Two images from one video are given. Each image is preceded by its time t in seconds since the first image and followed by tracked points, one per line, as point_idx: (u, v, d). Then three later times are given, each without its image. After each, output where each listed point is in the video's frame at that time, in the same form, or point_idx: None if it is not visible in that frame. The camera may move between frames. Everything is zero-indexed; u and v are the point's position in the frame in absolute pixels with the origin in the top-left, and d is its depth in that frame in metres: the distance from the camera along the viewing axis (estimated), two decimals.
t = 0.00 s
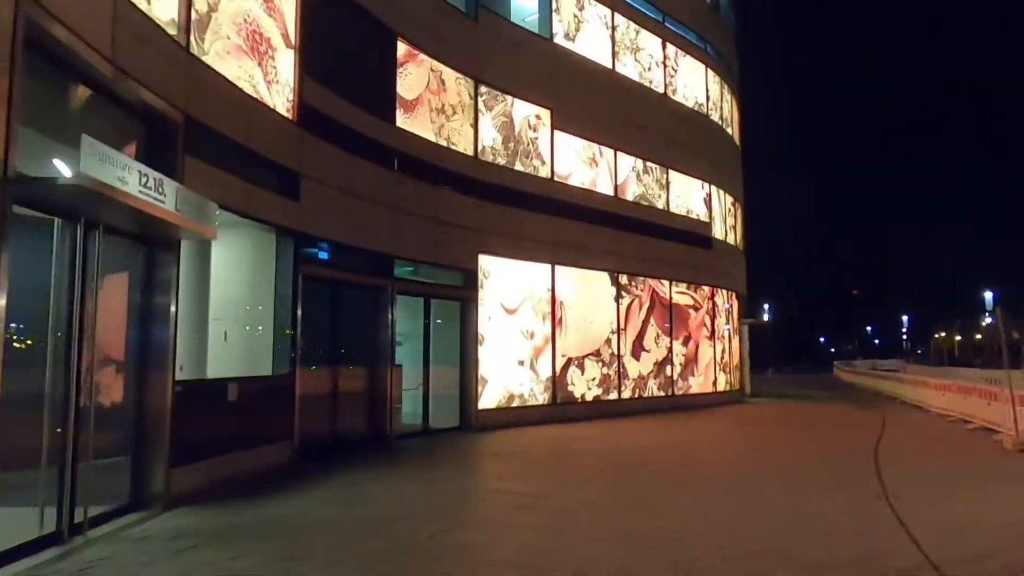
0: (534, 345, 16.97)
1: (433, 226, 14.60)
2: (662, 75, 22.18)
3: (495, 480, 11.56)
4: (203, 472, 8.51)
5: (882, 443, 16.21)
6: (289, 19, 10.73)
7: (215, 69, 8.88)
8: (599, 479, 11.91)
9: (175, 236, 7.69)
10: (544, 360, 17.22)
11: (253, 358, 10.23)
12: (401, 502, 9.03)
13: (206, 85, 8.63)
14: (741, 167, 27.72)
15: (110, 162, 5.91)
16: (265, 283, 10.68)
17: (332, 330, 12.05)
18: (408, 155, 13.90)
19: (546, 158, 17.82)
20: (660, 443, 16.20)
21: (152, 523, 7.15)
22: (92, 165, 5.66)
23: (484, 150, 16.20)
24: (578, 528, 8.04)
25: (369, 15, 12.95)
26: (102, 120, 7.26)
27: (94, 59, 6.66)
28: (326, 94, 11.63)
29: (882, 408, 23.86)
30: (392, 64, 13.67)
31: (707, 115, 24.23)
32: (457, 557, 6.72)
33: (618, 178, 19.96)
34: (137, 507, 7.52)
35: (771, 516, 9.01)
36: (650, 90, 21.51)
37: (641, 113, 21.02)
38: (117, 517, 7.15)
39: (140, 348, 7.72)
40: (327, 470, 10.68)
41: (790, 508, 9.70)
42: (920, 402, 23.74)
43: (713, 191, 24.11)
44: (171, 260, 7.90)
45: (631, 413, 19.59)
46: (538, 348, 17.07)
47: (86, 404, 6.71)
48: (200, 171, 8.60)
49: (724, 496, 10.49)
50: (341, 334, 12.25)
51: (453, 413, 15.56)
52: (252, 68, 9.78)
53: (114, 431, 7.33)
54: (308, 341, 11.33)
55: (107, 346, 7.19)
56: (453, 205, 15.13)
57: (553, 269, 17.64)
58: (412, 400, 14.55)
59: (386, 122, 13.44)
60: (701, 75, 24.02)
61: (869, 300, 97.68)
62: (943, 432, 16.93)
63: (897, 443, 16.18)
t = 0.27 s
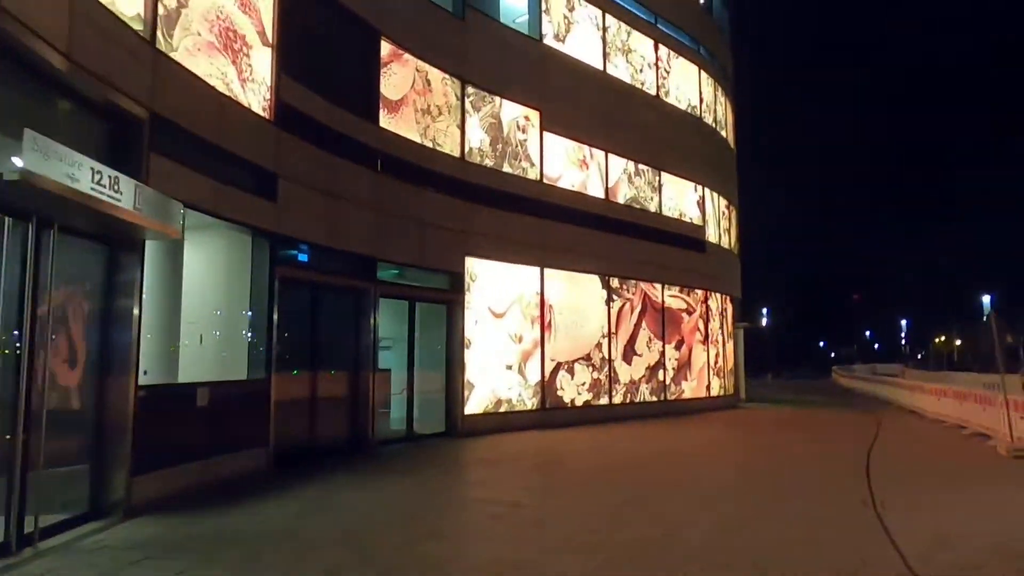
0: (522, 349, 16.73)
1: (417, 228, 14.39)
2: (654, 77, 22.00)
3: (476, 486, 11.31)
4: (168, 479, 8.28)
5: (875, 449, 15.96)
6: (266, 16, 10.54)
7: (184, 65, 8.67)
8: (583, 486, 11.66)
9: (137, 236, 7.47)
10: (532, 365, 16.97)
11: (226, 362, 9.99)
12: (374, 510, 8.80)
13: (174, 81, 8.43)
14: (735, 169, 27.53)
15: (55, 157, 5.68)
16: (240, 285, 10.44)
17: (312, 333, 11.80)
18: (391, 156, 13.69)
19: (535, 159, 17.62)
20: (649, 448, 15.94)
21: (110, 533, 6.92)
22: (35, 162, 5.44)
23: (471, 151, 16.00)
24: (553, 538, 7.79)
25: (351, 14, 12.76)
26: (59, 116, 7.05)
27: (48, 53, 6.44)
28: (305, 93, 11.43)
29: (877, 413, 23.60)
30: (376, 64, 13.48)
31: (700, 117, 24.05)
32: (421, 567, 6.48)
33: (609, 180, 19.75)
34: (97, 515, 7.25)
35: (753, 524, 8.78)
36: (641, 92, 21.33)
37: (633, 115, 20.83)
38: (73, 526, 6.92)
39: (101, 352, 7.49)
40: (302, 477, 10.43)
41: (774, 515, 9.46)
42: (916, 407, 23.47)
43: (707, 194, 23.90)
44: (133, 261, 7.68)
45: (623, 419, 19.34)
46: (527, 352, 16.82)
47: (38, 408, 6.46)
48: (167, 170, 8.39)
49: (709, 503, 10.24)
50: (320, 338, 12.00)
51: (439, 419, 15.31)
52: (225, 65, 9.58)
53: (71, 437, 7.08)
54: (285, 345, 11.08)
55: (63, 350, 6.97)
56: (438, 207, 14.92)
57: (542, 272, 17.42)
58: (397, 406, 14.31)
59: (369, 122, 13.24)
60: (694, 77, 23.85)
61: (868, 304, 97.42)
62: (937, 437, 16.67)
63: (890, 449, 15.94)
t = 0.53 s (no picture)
0: (512, 353, 16.49)
1: (404, 231, 14.16)
2: (648, 78, 21.80)
3: (458, 494, 11.07)
4: (135, 487, 8.08)
5: (870, 455, 15.68)
6: (244, 14, 10.35)
7: (155, 63, 8.48)
8: (568, 493, 11.41)
9: (101, 236, 7.26)
10: (523, 369, 16.74)
11: (201, 367, 9.77)
12: (347, 520, 8.56)
13: (144, 79, 8.25)
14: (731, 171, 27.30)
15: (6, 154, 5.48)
16: (216, 289, 10.21)
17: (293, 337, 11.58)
18: (376, 157, 13.48)
19: (526, 161, 17.42)
20: (640, 454, 15.68)
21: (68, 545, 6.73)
22: None
23: (460, 153, 15.80)
24: (529, 550, 7.56)
25: (335, 13, 12.57)
26: (17, 113, 6.84)
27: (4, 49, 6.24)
28: (285, 92, 11.23)
29: (874, 418, 23.33)
30: (361, 63, 13.29)
31: (694, 119, 23.83)
32: None
33: (601, 182, 19.54)
34: (56, 526, 7.07)
35: (738, 534, 8.54)
36: (635, 93, 21.13)
37: (626, 117, 20.63)
38: (29, 538, 6.70)
39: (64, 356, 7.28)
40: (279, 484, 10.21)
41: (760, 524, 9.22)
42: (915, 413, 23.16)
43: (702, 196, 23.68)
44: (99, 262, 7.47)
45: (616, 423, 19.08)
46: (517, 356, 16.59)
47: None
48: (136, 169, 8.18)
49: (695, 512, 10.00)
50: (302, 342, 11.77)
51: (427, 424, 15.07)
52: (200, 63, 9.38)
53: (30, 445, 6.88)
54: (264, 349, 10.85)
55: (20, 354, 6.76)
56: (425, 209, 14.71)
57: (532, 275, 17.20)
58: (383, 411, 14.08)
59: (354, 123, 13.04)
60: (689, 78, 23.65)
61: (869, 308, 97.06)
62: (934, 443, 16.39)
63: (884, 455, 15.68)
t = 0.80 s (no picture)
0: (504, 356, 16.24)
1: (393, 231, 13.93)
2: (644, 78, 21.56)
3: (444, 499, 10.81)
4: (104, 493, 7.85)
5: (870, 460, 15.36)
6: (225, 9, 10.16)
7: (129, 57, 8.28)
8: (558, 499, 11.14)
9: (68, 233, 7.05)
10: (515, 372, 16.48)
11: (179, 369, 9.55)
12: (325, 527, 8.32)
13: (117, 73, 8.04)
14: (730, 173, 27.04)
15: None
16: (195, 289, 10.00)
17: (277, 339, 11.32)
18: (365, 156, 13.26)
19: (519, 161, 17.19)
20: (635, 459, 15.39)
21: (30, 554, 6.51)
22: None
23: (451, 152, 15.57)
24: (509, 558, 7.30)
25: (322, 9, 12.37)
26: None
27: None
28: (269, 89, 11.02)
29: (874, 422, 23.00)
30: (349, 61, 13.08)
31: (692, 119, 23.58)
32: None
33: (597, 183, 19.30)
34: (18, 534, 6.87)
35: (727, 541, 8.28)
36: (631, 93, 20.89)
37: (622, 117, 20.40)
38: None
39: (28, 357, 7.05)
40: (259, 490, 9.96)
41: (752, 531, 8.95)
42: (917, 417, 22.81)
43: (700, 197, 23.41)
44: (65, 262, 7.26)
45: (611, 427, 18.79)
46: (509, 359, 16.33)
47: None
48: (108, 165, 7.98)
49: (686, 518, 9.73)
50: (287, 344, 11.52)
51: (417, 428, 14.81)
52: (178, 58, 9.18)
53: None
54: (246, 351, 10.60)
55: None
56: (415, 209, 14.49)
57: (525, 277, 16.96)
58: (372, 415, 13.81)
59: (341, 121, 12.82)
60: (686, 79, 23.41)
61: (872, 312, 96.55)
62: (935, 448, 16.07)
63: (883, 460, 15.38)
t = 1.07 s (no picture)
0: (495, 360, 16.00)
1: (379, 233, 13.71)
2: (638, 78, 21.34)
3: (427, 506, 10.57)
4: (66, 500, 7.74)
5: (866, 466, 15.09)
6: (202, 6, 9.98)
7: (97, 52, 8.08)
8: (543, 506, 10.89)
9: (29, 233, 6.91)
10: (506, 376, 16.24)
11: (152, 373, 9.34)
12: (297, 536, 8.09)
13: (83, 70, 7.85)
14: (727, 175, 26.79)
15: None
16: (169, 292, 9.78)
17: (257, 343, 11.09)
18: (349, 156, 13.05)
19: (510, 162, 16.98)
20: (626, 465, 15.13)
21: None
22: None
23: (440, 153, 15.36)
24: (484, 568, 7.07)
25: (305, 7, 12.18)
26: None
27: None
28: (249, 88, 10.82)
29: (872, 426, 22.70)
30: (333, 60, 12.87)
31: (688, 121, 23.35)
32: None
33: (590, 185, 19.09)
34: None
35: (712, 552, 8.03)
36: (625, 94, 20.68)
37: (616, 118, 20.18)
38: None
39: None
40: (235, 499, 9.72)
41: (738, 540, 8.70)
42: (916, 421, 22.49)
43: (695, 199, 23.18)
44: (26, 264, 7.11)
45: (605, 432, 18.52)
46: (500, 362, 16.10)
47: None
48: (74, 163, 7.78)
49: (672, 526, 9.48)
50: (267, 347, 11.29)
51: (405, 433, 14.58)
52: (151, 54, 8.99)
53: None
54: (224, 355, 10.37)
55: None
56: (402, 211, 14.27)
57: (516, 279, 16.75)
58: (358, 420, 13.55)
59: (325, 121, 12.61)
60: (681, 79, 23.19)
61: (874, 315, 96.07)
62: (933, 453, 15.79)
63: (879, 466, 15.10)
